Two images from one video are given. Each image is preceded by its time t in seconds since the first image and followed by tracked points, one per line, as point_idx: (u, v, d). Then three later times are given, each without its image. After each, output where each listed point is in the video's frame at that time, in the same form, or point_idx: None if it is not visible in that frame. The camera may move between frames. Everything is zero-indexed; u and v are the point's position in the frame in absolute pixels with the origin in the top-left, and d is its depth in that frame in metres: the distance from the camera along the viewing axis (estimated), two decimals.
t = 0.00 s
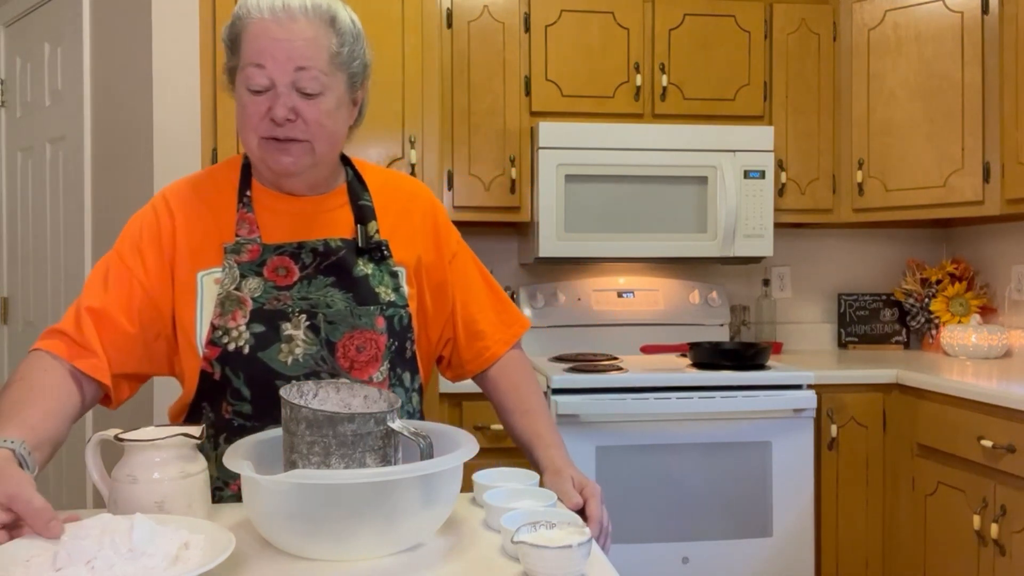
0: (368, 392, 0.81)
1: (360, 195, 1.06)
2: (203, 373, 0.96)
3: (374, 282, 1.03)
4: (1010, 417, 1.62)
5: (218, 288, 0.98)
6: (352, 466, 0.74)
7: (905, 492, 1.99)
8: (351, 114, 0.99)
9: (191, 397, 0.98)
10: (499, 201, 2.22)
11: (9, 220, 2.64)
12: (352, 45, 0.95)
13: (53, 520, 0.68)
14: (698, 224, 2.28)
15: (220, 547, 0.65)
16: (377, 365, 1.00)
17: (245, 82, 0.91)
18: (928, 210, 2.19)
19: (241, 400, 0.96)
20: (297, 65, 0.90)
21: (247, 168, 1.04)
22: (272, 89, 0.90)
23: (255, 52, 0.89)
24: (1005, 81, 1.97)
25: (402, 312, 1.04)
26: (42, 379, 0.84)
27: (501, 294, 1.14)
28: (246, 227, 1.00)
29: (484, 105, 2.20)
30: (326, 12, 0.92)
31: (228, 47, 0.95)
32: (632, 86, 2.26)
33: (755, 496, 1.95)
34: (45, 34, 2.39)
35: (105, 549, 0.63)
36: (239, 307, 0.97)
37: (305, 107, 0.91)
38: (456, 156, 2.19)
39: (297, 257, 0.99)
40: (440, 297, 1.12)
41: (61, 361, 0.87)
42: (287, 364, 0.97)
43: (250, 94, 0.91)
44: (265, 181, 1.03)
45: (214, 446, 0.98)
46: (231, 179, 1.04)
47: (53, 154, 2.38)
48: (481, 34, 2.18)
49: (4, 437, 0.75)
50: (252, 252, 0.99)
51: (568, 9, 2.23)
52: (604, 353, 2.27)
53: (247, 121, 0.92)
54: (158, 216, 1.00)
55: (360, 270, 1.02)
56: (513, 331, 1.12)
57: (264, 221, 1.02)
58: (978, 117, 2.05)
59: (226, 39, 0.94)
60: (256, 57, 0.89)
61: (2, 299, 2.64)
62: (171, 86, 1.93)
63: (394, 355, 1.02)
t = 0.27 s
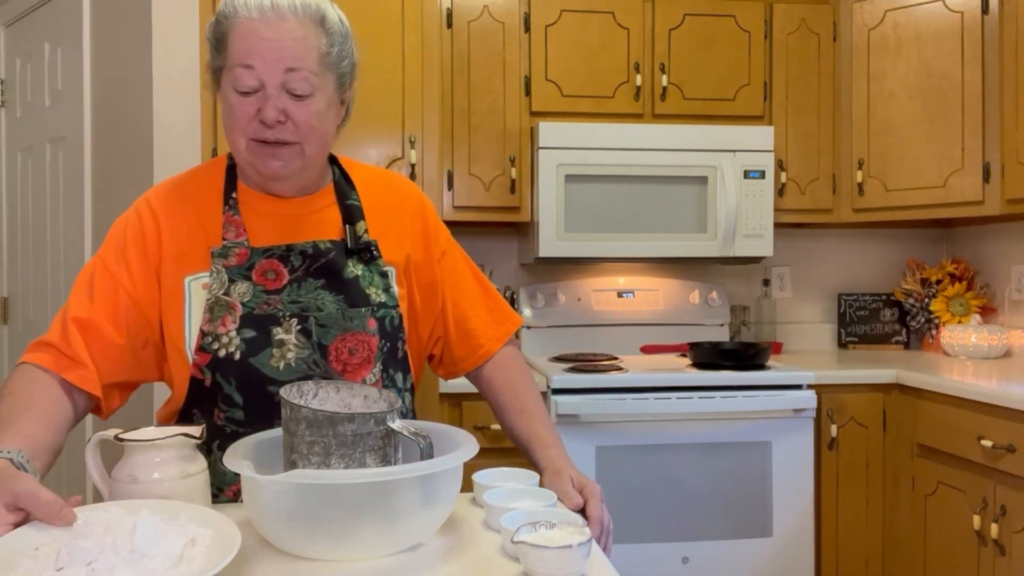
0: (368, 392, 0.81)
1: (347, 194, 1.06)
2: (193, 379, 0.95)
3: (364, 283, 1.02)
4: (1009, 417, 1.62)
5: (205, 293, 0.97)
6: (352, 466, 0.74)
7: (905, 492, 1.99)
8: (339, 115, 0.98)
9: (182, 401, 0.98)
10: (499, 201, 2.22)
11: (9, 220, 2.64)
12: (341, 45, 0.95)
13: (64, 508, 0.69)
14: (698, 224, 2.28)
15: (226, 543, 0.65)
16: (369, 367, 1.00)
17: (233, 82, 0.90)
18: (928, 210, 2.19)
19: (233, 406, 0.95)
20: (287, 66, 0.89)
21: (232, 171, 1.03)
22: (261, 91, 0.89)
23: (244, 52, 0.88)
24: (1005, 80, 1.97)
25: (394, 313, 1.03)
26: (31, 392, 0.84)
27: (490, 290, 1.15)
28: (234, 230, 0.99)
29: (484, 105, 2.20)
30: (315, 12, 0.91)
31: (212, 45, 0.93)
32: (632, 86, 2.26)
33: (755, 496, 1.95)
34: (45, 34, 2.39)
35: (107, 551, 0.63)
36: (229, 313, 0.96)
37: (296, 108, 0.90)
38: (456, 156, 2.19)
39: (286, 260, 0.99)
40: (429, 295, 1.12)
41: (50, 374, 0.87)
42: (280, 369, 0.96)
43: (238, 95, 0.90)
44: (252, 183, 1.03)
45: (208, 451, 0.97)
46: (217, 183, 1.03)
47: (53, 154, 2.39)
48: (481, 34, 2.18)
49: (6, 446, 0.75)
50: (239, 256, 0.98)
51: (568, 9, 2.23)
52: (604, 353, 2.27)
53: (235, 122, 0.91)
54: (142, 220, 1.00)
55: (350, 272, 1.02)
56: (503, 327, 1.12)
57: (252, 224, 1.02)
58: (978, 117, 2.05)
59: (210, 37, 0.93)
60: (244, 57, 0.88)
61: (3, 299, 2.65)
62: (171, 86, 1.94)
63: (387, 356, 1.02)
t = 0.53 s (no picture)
0: (368, 392, 0.81)
1: (343, 194, 1.06)
2: (191, 383, 0.95)
3: (360, 284, 1.02)
4: (1009, 417, 1.62)
5: (202, 296, 0.97)
6: (352, 466, 0.74)
7: (905, 492, 1.99)
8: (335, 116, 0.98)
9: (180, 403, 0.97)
10: (499, 201, 2.22)
11: (9, 221, 2.64)
12: (338, 46, 0.95)
13: (61, 509, 0.68)
14: (698, 224, 2.28)
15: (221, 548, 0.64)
16: (367, 368, 1.01)
17: (230, 83, 0.89)
18: (928, 210, 2.19)
19: (231, 409, 0.96)
20: (284, 67, 0.89)
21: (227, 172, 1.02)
22: (258, 91, 0.89)
23: (241, 53, 0.88)
24: (1005, 80, 1.97)
25: (390, 314, 1.03)
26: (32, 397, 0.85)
27: (485, 289, 1.15)
28: (229, 232, 0.99)
29: (484, 104, 2.20)
30: (311, 13, 0.91)
31: (207, 46, 0.93)
32: (632, 86, 2.26)
33: (755, 496, 1.95)
34: (45, 34, 2.39)
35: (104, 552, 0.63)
36: (225, 315, 0.96)
37: (293, 110, 0.90)
38: (456, 155, 2.19)
39: (282, 262, 0.99)
40: (427, 296, 1.12)
41: (45, 381, 0.86)
42: (277, 371, 0.96)
43: (235, 96, 0.89)
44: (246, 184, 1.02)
45: (207, 454, 0.97)
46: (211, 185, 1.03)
47: (53, 154, 2.39)
48: (481, 34, 2.18)
49: (8, 449, 0.76)
50: (235, 258, 0.97)
51: (568, 8, 2.23)
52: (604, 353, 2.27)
53: (232, 122, 0.91)
54: (135, 223, 0.99)
55: (346, 273, 1.01)
56: (498, 325, 1.12)
57: (246, 226, 1.02)
58: (978, 117, 2.05)
59: (205, 38, 0.92)
60: (241, 58, 0.88)
61: (3, 299, 2.64)
62: (171, 86, 1.93)
63: (383, 357, 1.02)
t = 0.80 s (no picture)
0: (368, 392, 0.81)
1: (350, 194, 1.05)
2: (197, 380, 0.96)
3: (367, 283, 1.02)
4: (1009, 417, 1.62)
5: (209, 293, 0.98)
6: (352, 466, 0.73)
7: (905, 492, 1.99)
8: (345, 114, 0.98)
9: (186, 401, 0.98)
10: (499, 201, 2.22)
11: (9, 221, 2.64)
12: (348, 42, 0.95)
13: (47, 444, 0.68)
14: (698, 224, 2.28)
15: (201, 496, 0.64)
16: (372, 367, 1.00)
17: (242, 76, 0.90)
18: (928, 210, 2.19)
19: (236, 406, 0.95)
20: (296, 59, 0.89)
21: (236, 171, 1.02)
22: (270, 85, 0.89)
23: (253, 46, 0.88)
24: (1005, 80, 1.97)
25: (396, 313, 1.03)
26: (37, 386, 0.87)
27: (491, 293, 1.15)
28: (237, 230, 0.99)
29: (484, 104, 2.20)
30: (322, 8, 0.92)
31: (218, 44, 0.93)
32: (632, 86, 2.26)
33: (755, 496, 1.95)
34: (45, 34, 2.39)
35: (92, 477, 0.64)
36: (232, 312, 0.96)
37: (305, 102, 0.90)
38: (456, 155, 2.19)
39: (289, 260, 0.99)
40: (434, 297, 1.12)
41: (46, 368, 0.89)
42: (282, 369, 0.97)
43: (247, 89, 0.90)
44: (256, 183, 1.02)
45: (209, 452, 0.97)
46: (220, 184, 1.03)
47: (53, 154, 2.38)
48: (481, 34, 2.18)
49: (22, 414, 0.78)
50: (243, 256, 0.98)
51: (568, 8, 2.23)
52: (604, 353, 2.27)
53: (243, 116, 0.90)
54: (143, 222, 0.99)
55: (353, 272, 1.01)
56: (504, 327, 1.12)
57: (255, 224, 1.01)
58: (978, 117, 2.05)
59: (217, 36, 0.93)
60: (254, 51, 0.88)
61: (3, 299, 2.64)
62: (171, 86, 1.93)
63: (389, 357, 1.02)
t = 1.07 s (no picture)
0: (368, 392, 0.81)
1: (382, 194, 1.08)
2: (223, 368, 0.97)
3: (394, 281, 1.03)
4: (1009, 417, 1.62)
5: (240, 284, 1.00)
6: (352, 466, 0.74)
7: (905, 492, 1.99)
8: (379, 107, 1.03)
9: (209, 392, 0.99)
10: (499, 201, 2.22)
11: (9, 221, 2.64)
12: (381, 37, 1.01)
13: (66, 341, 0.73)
14: (698, 224, 2.28)
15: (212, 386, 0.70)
16: (395, 364, 1.01)
17: (283, 70, 0.96)
18: (928, 210, 2.19)
19: (260, 395, 0.96)
20: (333, 51, 0.95)
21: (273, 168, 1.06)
22: (310, 76, 0.95)
23: (293, 41, 0.94)
24: (1005, 80, 1.97)
25: (422, 312, 1.04)
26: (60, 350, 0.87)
27: (517, 300, 1.14)
28: (270, 224, 1.02)
29: (484, 104, 2.20)
30: (357, 5, 0.98)
31: (259, 43, 1.00)
32: (632, 86, 2.26)
33: (755, 496, 1.95)
34: (45, 34, 2.39)
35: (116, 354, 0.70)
36: (260, 303, 0.98)
37: (342, 92, 0.96)
38: (456, 155, 2.19)
39: (319, 254, 1.01)
40: (460, 302, 1.12)
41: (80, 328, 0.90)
42: (306, 361, 0.98)
43: (289, 81, 0.95)
44: (291, 179, 1.05)
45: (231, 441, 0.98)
46: (256, 181, 1.06)
47: (53, 154, 2.38)
48: (481, 34, 2.18)
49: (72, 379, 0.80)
50: (274, 249, 1.01)
51: (568, 8, 2.23)
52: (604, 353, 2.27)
53: (285, 107, 0.96)
54: (180, 214, 1.02)
55: (380, 269, 1.03)
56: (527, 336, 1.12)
57: (288, 219, 1.04)
58: (978, 117, 2.05)
59: (258, 36, 0.99)
60: (294, 45, 0.94)
61: (2, 299, 2.64)
62: (170, 86, 1.93)
63: (412, 355, 1.03)
